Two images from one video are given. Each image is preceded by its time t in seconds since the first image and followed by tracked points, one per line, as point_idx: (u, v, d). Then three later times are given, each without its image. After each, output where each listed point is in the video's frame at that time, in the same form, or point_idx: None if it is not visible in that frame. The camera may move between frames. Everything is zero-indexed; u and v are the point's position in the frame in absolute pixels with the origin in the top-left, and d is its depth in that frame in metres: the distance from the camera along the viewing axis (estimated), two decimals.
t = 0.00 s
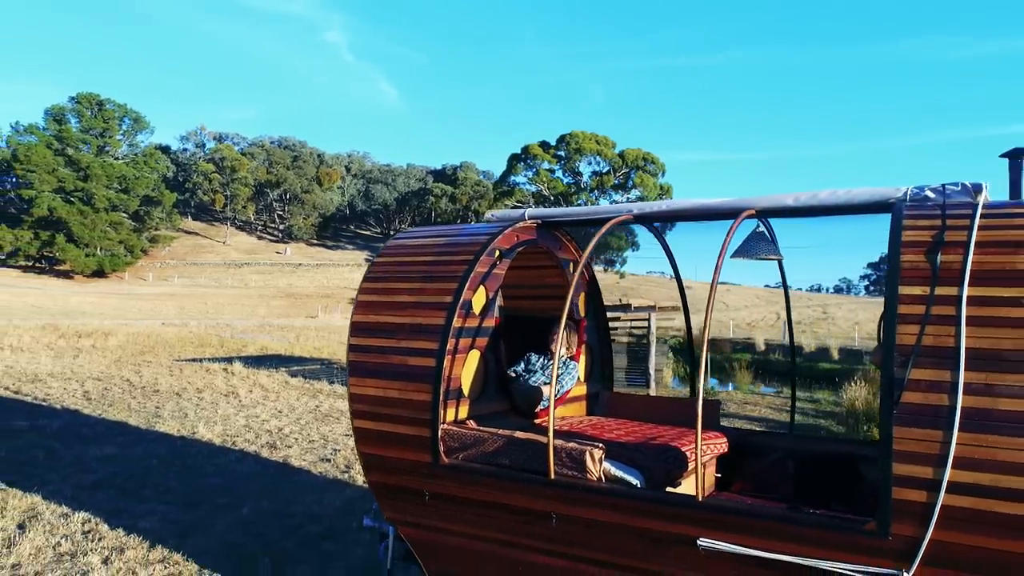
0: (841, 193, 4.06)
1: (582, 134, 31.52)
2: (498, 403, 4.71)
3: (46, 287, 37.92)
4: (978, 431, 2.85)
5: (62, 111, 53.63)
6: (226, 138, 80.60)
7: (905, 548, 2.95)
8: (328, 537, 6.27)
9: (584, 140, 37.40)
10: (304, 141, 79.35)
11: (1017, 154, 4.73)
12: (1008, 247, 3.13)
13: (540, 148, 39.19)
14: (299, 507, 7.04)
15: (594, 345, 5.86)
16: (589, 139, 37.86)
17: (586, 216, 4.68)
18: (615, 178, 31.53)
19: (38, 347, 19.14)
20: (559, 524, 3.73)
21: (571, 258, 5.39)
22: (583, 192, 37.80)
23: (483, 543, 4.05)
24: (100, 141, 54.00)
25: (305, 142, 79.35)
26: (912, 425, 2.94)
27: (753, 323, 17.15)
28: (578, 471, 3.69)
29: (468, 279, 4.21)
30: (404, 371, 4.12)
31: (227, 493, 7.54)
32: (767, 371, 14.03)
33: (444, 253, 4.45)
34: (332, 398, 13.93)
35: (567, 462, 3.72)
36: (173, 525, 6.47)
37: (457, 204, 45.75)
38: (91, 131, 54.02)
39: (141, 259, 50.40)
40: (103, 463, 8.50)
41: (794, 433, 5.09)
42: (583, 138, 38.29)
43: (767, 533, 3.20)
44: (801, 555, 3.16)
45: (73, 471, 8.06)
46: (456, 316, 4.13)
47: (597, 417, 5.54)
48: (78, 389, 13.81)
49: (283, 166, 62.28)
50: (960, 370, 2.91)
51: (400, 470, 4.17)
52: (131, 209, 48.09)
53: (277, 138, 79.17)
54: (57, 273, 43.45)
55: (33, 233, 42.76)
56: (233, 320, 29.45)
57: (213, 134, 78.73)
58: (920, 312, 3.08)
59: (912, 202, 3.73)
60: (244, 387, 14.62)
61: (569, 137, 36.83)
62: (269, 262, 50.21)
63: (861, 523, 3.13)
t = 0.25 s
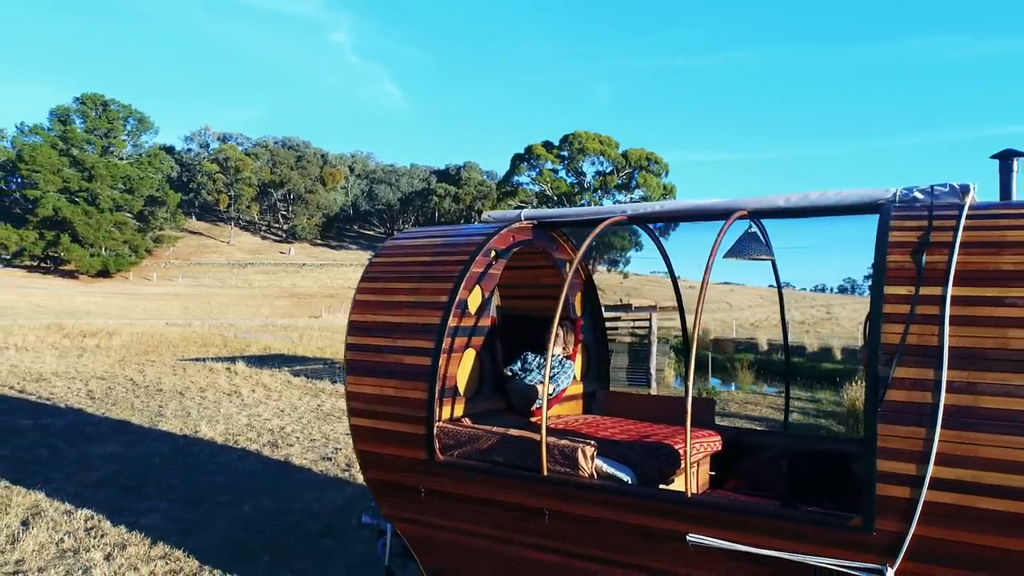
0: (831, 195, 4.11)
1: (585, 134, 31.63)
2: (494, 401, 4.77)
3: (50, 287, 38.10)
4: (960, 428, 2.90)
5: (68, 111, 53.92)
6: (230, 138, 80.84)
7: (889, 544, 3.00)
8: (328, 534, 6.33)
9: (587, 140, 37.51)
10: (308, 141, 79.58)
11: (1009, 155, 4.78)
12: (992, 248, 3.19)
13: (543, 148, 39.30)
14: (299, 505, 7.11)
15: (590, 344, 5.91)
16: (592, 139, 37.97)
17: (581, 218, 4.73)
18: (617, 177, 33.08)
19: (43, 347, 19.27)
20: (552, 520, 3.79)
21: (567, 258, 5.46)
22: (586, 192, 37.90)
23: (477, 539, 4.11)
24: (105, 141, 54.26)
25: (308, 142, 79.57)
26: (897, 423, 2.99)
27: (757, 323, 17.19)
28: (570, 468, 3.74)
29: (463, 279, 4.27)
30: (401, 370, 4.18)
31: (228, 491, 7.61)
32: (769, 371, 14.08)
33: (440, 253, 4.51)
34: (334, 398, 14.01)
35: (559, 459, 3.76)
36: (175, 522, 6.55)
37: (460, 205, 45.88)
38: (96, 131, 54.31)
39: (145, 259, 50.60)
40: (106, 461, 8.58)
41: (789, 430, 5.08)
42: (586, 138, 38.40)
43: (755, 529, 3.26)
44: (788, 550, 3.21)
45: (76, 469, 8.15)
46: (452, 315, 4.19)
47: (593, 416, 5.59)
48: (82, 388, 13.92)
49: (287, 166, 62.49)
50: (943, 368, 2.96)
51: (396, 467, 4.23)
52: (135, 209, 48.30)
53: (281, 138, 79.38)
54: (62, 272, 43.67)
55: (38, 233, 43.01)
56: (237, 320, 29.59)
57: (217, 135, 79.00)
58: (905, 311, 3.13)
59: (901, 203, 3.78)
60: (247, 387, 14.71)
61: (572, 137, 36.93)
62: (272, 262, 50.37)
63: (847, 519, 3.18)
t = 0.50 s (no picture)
0: (821, 196, 4.17)
1: (587, 134, 31.73)
2: (490, 400, 4.83)
3: (55, 287, 38.26)
4: (940, 425, 2.96)
5: (73, 112, 54.17)
6: (234, 138, 81.03)
7: (872, 538, 3.07)
8: (328, 531, 6.41)
9: (590, 140, 37.59)
10: (312, 142, 79.76)
11: (999, 157, 4.85)
12: (974, 249, 3.26)
13: (547, 148, 39.40)
14: (300, 503, 7.19)
15: (587, 344, 5.98)
16: (595, 139, 38.06)
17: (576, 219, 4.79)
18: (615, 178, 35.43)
19: (47, 346, 19.39)
20: (545, 516, 3.86)
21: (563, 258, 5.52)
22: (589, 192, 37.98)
23: (472, 535, 4.18)
24: (110, 142, 54.47)
25: (312, 143, 79.75)
26: (880, 420, 3.05)
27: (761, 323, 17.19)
28: (562, 464, 3.79)
29: (459, 279, 4.34)
30: (397, 368, 4.26)
31: (230, 489, 7.69)
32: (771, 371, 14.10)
33: (437, 253, 4.59)
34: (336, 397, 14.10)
35: (551, 456, 3.82)
36: (177, 519, 6.63)
37: (464, 205, 45.98)
38: (100, 132, 54.54)
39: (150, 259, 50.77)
40: (110, 459, 8.67)
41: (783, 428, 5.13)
42: (590, 138, 38.50)
43: (742, 524, 3.32)
44: (774, 545, 3.28)
45: (80, 467, 8.24)
46: (447, 315, 4.26)
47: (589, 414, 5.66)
48: (86, 388, 14.02)
49: (291, 166, 62.65)
50: (924, 366, 3.03)
51: (393, 464, 4.30)
52: (140, 209, 48.47)
53: (285, 139, 79.58)
54: (67, 272, 43.86)
55: (43, 233, 43.22)
56: (240, 320, 29.71)
57: (221, 135, 79.21)
58: (889, 311, 3.19)
59: (888, 205, 3.85)
60: (250, 386, 14.80)
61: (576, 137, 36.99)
62: (276, 262, 50.51)
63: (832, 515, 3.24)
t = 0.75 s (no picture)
0: (812, 197, 4.23)
1: (590, 134, 31.81)
2: (486, 398, 4.91)
3: (60, 287, 38.44)
4: (925, 423, 3.01)
5: (77, 113, 54.43)
6: (238, 138, 81.32)
7: (858, 533, 3.12)
8: (328, 529, 6.47)
9: (593, 140, 37.66)
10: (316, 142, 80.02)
11: (991, 157, 4.90)
12: (959, 249, 3.31)
13: (550, 149, 39.48)
14: (301, 500, 7.26)
15: (583, 343, 6.05)
16: (598, 139, 38.14)
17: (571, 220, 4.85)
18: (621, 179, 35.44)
19: (52, 346, 19.51)
20: (539, 511, 3.92)
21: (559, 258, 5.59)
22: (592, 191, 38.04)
23: (468, 531, 4.25)
24: (114, 143, 54.71)
25: (316, 143, 80.02)
26: (867, 417, 3.10)
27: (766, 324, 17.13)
28: (555, 461, 3.86)
29: (455, 279, 4.40)
30: (395, 366, 4.33)
31: (232, 487, 7.77)
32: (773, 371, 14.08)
33: (434, 253, 4.65)
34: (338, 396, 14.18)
35: (545, 453, 3.89)
36: (179, 516, 6.71)
37: (468, 205, 46.12)
38: (105, 132, 54.81)
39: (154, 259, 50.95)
40: (113, 458, 8.76)
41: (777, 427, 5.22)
42: (593, 138, 38.57)
43: (731, 519, 3.38)
44: (763, 541, 3.33)
45: (83, 465, 8.32)
46: (443, 314, 4.33)
47: (586, 413, 5.71)
48: (90, 387, 14.13)
49: (295, 166, 62.84)
50: (909, 365, 3.08)
51: (390, 461, 4.37)
52: (144, 209, 48.64)
53: (288, 139, 79.86)
54: (72, 272, 44.04)
55: (48, 234, 43.44)
56: (244, 320, 29.83)
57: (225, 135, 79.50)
58: (876, 310, 3.24)
59: (878, 205, 3.91)
60: (253, 386, 14.89)
61: (579, 136, 37.11)
62: (280, 262, 50.66)
63: (820, 510, 3.30)
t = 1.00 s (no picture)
0: (802, 198, 4.30)
1: (594, 133, 31.87)
2: (482, 396, 4.98)
3: (66, 287, 38.64)
4: (908, 420, 3.07)
5: (83, 114, 54.71)
6: (243, 139, 81.59)
7: (842, 528, 3.19)
8: (329, 526, 6.55)
9: (598, 140, 37.71)
10: (320, 143, 80.22)
11: (982, 158, 4.96)
12: (943, 250, 3.37)
13: (554, 149, 39.55)
14: (303, 498, 7.34)
15: (580, 342, 6.13)
16: (602, 139, 38.18)
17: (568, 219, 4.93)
18: (625, 179, 35.45)
19: (57, 345, 19.65)
20: (533, 508, 3.99)
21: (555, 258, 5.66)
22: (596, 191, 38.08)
23: (464, 527, 4.32)
24: (120, 143, 54.95)
25: (321, 144, 80.21)
26: (851, 414, 3.17)
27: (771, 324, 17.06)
28: (548, 457, 3.93)
29: (451, 279, 4.48)
30: (391, 364, 4.41)
31: (234, 484, 7.86)
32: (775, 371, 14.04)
33: (431, 254, 4.72)
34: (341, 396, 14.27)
35: (538, 449, 3.96)
36: (182, 513, 6.80)
37: (472, 205, 46.20)
38: (111, 133, 55.08)
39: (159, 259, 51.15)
40: (117, 456, 8.86)
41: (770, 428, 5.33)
42: (597, 138, 38.61)
43: (719, 514, 3.45)
44: (750, 535, 3.40)
45: (88, 463, 8.43)
46: (439, 313, 4.40)
47: (582, 411, 5.77)
48: (95, 386, 14.25)
49: (299, 167, 63.00)
50: (892, 363, 3.14)
51: (387, 458, 4.44)
52: (149, 210, 48.84)
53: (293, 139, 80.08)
54: (77, 272, 44.25)
55: (54, 234, 43.68)
56: (248, 319, 29.95)
57: (230, 135, 79.78)
58: (860, 309, 3.31)
59: (866, 206, 3.97)
60: (256, 385, 14.99)
61: (583, 137, 37.16)
62: (285, 263, 50.80)
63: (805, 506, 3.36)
